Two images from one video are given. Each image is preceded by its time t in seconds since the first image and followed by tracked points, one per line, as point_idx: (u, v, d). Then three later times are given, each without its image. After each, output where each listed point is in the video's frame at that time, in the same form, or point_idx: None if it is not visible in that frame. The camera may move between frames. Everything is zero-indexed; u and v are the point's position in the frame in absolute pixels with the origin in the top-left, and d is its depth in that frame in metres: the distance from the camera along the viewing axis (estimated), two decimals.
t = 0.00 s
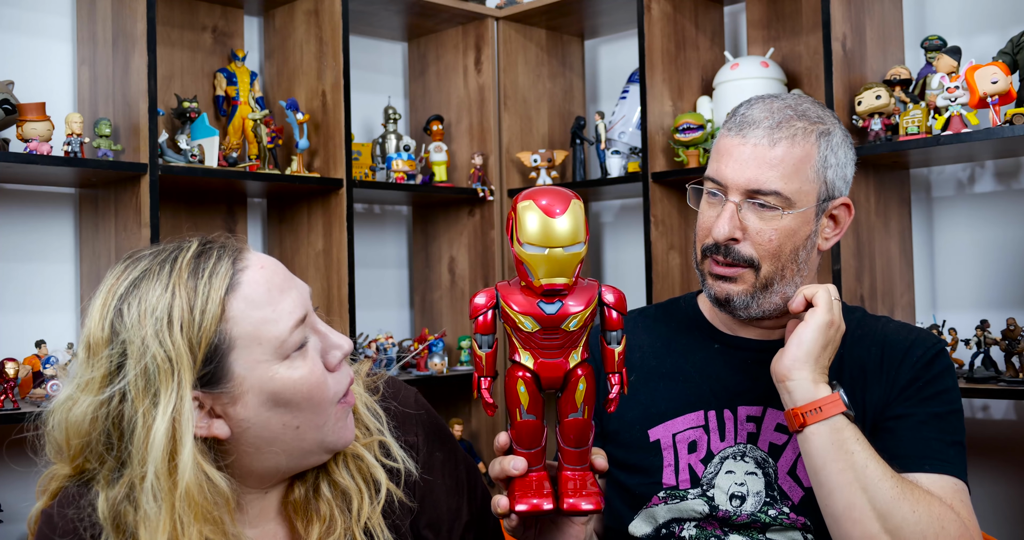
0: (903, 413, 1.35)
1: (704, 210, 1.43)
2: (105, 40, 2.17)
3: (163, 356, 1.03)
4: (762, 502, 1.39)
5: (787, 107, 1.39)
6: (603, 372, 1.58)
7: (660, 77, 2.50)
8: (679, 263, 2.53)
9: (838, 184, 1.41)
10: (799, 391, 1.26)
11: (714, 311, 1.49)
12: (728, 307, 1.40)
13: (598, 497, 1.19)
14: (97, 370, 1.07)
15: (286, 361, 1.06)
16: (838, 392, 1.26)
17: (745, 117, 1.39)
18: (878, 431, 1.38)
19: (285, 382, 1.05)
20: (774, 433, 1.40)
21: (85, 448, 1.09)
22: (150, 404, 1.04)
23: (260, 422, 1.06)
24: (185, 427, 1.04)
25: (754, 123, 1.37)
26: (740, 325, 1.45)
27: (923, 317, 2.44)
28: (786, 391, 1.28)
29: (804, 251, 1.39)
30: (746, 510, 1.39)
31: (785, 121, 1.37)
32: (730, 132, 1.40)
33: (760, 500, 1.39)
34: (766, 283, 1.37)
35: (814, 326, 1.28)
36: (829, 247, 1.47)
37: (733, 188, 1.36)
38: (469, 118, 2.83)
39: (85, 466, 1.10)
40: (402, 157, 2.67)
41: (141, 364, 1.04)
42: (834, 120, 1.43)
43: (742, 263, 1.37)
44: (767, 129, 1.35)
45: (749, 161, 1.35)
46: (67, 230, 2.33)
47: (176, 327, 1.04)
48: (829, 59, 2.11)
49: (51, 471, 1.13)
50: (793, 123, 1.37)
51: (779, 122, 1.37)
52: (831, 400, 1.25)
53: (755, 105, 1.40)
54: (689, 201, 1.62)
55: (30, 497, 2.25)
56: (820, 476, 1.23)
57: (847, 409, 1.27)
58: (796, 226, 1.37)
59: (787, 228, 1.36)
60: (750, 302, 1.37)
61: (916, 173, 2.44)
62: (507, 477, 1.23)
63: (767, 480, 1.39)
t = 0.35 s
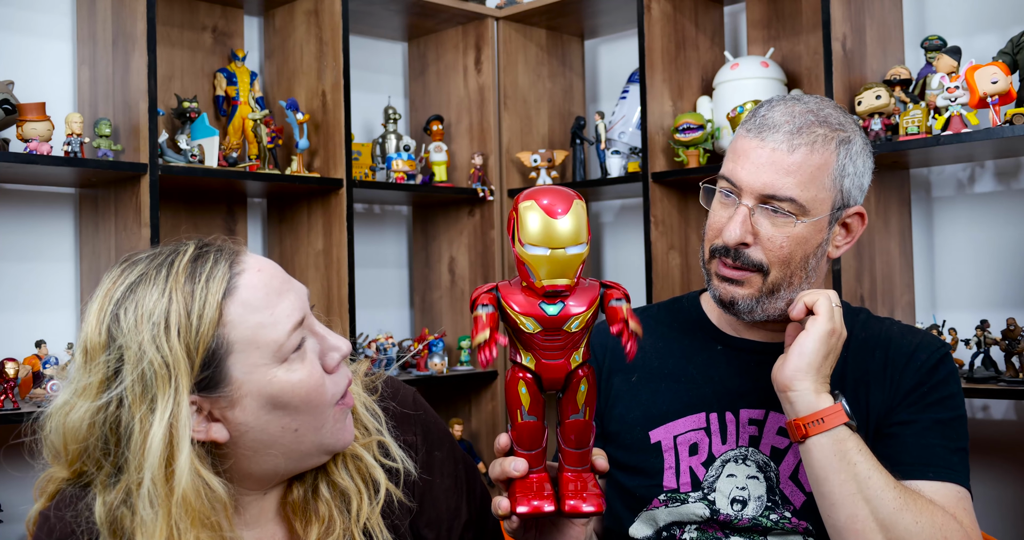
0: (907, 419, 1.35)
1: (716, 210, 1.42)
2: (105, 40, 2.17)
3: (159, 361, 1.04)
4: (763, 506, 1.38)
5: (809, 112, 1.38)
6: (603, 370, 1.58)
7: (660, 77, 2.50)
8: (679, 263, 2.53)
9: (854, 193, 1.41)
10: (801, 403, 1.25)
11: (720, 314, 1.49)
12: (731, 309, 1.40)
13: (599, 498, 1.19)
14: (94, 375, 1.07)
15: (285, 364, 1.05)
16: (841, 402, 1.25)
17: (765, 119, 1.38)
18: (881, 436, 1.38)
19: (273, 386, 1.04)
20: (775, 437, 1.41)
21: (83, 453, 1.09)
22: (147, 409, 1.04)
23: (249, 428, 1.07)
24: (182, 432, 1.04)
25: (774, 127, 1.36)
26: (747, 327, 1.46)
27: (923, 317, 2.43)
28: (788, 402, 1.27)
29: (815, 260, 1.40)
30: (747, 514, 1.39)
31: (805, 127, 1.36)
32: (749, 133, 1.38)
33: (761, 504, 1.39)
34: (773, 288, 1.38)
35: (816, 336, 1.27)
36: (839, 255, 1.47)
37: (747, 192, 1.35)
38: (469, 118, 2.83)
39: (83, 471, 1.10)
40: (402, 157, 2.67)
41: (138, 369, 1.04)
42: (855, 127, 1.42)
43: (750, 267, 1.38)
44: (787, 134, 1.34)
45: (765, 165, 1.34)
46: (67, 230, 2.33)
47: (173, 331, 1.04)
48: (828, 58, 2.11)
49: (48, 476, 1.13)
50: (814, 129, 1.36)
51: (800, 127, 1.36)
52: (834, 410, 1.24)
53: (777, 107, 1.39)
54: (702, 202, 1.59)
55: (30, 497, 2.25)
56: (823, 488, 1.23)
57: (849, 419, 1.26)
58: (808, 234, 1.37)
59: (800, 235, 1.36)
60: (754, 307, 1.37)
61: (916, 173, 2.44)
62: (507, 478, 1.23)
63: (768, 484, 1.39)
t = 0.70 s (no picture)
0: (914, 424, 1.35)
1: (722, 207, 1.42)
2: (104, 40, 2.17)
3: (157, 361, 1.03)
4: (768, 508, 1.39)
5: (809, 107, 1.38)
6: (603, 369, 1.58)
7: (660, 77, 2.50)
8: (679, 263, 2.53)
9: (858, 187, 1.42)
10: (812, 409, 1.26)
11: (726, 315, 1.49)
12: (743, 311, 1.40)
13: (607, 493, 1.19)
14: (93, 375, 1.07)
15: (284, 364, 1.05)
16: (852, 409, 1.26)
17: (767, 115, 1.38)
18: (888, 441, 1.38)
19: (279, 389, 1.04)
20: (781, 438, 1.41)
21: (82, 454, 1.09)
22: (146, 410, 1.04)
23: (256, 431, 1.07)
24: (181, 432, 1.03)
25: (777, 121, 1.36)
26: (752, 327, 1.45)
27: (923, 317, 2.43)
28: (799, 408, 1.28)
29: (820, 255, 1.39)
30: (752, 516, 1.39)
31: (808, 120, 1.36)
32: (751, 129, 1.39)
33: (766, 506, 1.39)
34: (778, 286, 1.37)
35: (829, 342, 1.27)
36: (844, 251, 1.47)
37: (755, 185, 1.35)
38: (469, 118, 2.83)
39: (82, 472, 1.10)
40: (402, 157, 2.67)
41: (136, 369, 1.04)
42: (856, 122, 1.43)
43: (756, 265, 1.37)
44: (790, 128, 1.35)
45: (771, 158, 1.34)
46: (67, 230, 2.33)
47: (172, 331, 1.04)
48: (829, 59, 2.11)
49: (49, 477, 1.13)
50: (817, 123, 1.36)
51: (802, 121, 1.36)
52: (846, 417, 1.25)
53: (778, 103, 1.40)
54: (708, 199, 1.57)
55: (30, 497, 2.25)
56: (833, 496, 1.24)
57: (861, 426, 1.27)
58: (816, 227, 1.36)
59: (807, 228, 1.36)
60: (765, 307, 1.37)
61: (916, 173, 2.44)
62: (515, 473, 1.23)
63: (773, 486, 1.39)
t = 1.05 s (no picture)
0: (913, 422, 1.35)
1: (711, 201, 1.42)
2: (104, 41, 2.17)
3: (128, 326, 1.06)
4: (768, 507, 1.38)
5: (777, 94, 1.43)
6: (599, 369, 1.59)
7: (660, 77, 2.50)
8: (679, 263, 2.53)
9: (835, 162, 1.46)
10: (809, 409, 1.26)
11: (720, 313, 1.49)
12: (759, 302, 1.39)
13: (603, 488, 1.18)
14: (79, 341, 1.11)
15: (256, 340, 1.05)
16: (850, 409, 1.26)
17: (739, 106, 1.43)
18: (888, 440, 1.37)
19: (276, 388, 1.04)
20: (780, 437, 1.40)
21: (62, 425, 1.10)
22: (112, 373, 1.06)
23: (255, 429, 1.07)
24: (142, 394, 1.04)
25: (752, 109, 1.40)
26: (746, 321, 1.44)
27: (923, 317, 2.43)
28: (797, 408, 1.27)
29: (819, 233, 1.42)
30: (751, 515, 1.38)
31: (780, 104, 1.40)
32: (726, 120, 1.43)
33: (766, 505, 1.38)
34: (792, 264, 1.38)
35: (824, 341, 1.27)
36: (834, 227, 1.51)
37: (748, 168, 1.38)
38: (469, 118, 2.83)
39: (63, 447, 1.11)
40: (402, 157, 2.67)
41: (109, 333, 1.07)
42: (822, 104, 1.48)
43: (769, 246, 1.38)
44: (766, 111, 1.39)
45: (752, 141, 1.38)
46: (67, 230, 2.33)
47: (143, 298, 1.06)
48: (829, 58, 2.11)
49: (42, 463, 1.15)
50: (788, 105, 1.40)
51: (774, 105, 1.40)
52: (843, 417, 1.24)
53: (748, 96, 1.44)
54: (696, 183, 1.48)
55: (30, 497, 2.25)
56: (832, 495, 1.24)
57: (858, 425, 1.26)
58: (812, 201, 1.39)
59: (805, 203, 1.38)
60: (781, 290, 1.38)
61: (916, 173, 2.44)
62: (512, 467, 1.23)
63: (772, 485, 1.39)
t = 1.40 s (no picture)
0: (909, 421, 1.35)
1: (697, 202, 1.43)
2: (104, 40, 2.17)
3: (133, 320, 1.06)
4: (766, 508, 1.38)
5: (756, 93, 1.43)
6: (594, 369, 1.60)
7: (660, 77, 2.50)
8: (679, 263, 2.53)
9: (819, 158, 1.46)
10: (806, 412, 1.25)
11: (713, 315, 1.49)
12: (752, 299, 1.39)
13: (598, 489, 1.19)
14: (77, 337, 1.11)
15: (261, 330, 1.05)
16: (846, 410, 1.25)
17: (719, 106, 1.43)
18: (884, 439, 1.37)
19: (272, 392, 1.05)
20: (777, 438, 1.40)
21: (60, 420, 1.10)
22: (116, 366, 1.06)
23: (253, 428, 1.07)
24: (148, 386, 1.04)
25: (731, 109, 1.40)
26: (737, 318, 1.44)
27: (923, 317, 2.43)
28: (793, 411, 1.27)
29: (807, 226, 1.43)
30: (750, 516, 1.38)
31: (760, 102, 1.41)
32: (706, 121, 1.43)
33: (764, 506, 1.38)
34: (784, 256, 1.39)
35: (818, 343, 1.26)
36: (821, 223, 1.51)
37: (732, 168, 1.38)
38: (469, 118, 2.83)
39: (59, 444, 1.10)
40: (402, 157, 2.67)
41: (112, 327, 1.07)
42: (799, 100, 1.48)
43: (763, 236, 1.39)
44: (746, 110, 1.39)
45: (734, 141, 1.38)
46: (67, 230, 2.34)
47: (148, 294, 1.06)
48: (829, 58, 2.11)
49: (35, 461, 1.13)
50: (767, 104, 1.40)
51: (754, 105, 1.40)
52: (840, 419, 1.24)
53: (727, 97, 1.44)
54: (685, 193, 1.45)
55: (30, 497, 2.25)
56: (830, 497, 1.23)
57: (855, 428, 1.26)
58: (799, 195, 1.40)
59: (794, 196, 1.39)
60: (773, 286, 1.38)
61: (916, 173, 2.44)
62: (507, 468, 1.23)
63: (770, 486, 1.39)
